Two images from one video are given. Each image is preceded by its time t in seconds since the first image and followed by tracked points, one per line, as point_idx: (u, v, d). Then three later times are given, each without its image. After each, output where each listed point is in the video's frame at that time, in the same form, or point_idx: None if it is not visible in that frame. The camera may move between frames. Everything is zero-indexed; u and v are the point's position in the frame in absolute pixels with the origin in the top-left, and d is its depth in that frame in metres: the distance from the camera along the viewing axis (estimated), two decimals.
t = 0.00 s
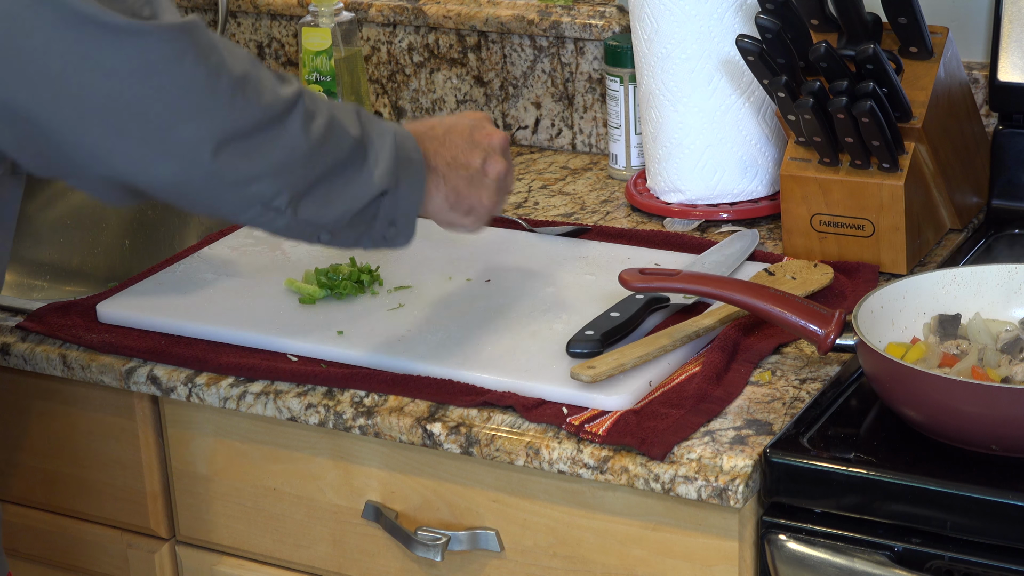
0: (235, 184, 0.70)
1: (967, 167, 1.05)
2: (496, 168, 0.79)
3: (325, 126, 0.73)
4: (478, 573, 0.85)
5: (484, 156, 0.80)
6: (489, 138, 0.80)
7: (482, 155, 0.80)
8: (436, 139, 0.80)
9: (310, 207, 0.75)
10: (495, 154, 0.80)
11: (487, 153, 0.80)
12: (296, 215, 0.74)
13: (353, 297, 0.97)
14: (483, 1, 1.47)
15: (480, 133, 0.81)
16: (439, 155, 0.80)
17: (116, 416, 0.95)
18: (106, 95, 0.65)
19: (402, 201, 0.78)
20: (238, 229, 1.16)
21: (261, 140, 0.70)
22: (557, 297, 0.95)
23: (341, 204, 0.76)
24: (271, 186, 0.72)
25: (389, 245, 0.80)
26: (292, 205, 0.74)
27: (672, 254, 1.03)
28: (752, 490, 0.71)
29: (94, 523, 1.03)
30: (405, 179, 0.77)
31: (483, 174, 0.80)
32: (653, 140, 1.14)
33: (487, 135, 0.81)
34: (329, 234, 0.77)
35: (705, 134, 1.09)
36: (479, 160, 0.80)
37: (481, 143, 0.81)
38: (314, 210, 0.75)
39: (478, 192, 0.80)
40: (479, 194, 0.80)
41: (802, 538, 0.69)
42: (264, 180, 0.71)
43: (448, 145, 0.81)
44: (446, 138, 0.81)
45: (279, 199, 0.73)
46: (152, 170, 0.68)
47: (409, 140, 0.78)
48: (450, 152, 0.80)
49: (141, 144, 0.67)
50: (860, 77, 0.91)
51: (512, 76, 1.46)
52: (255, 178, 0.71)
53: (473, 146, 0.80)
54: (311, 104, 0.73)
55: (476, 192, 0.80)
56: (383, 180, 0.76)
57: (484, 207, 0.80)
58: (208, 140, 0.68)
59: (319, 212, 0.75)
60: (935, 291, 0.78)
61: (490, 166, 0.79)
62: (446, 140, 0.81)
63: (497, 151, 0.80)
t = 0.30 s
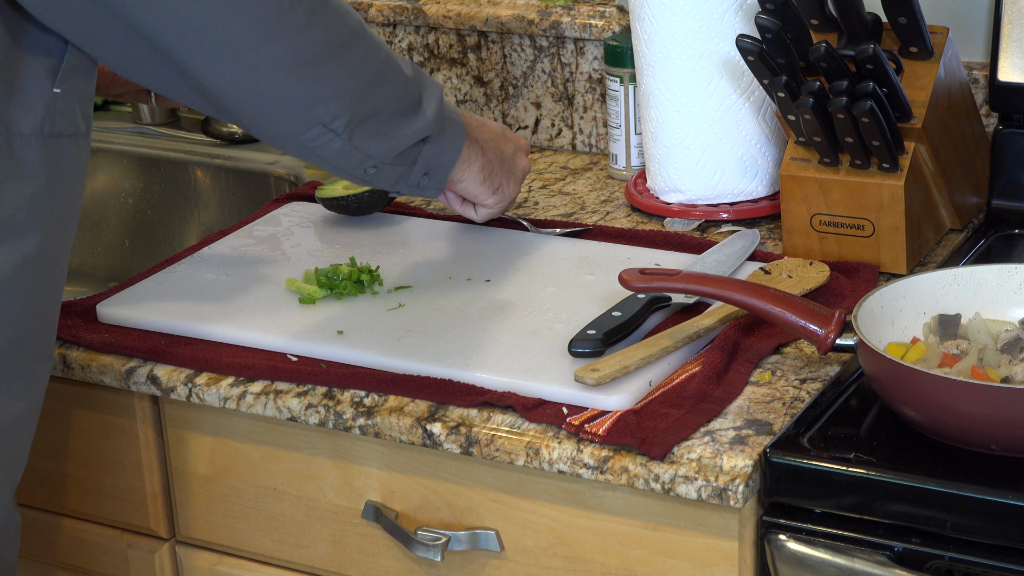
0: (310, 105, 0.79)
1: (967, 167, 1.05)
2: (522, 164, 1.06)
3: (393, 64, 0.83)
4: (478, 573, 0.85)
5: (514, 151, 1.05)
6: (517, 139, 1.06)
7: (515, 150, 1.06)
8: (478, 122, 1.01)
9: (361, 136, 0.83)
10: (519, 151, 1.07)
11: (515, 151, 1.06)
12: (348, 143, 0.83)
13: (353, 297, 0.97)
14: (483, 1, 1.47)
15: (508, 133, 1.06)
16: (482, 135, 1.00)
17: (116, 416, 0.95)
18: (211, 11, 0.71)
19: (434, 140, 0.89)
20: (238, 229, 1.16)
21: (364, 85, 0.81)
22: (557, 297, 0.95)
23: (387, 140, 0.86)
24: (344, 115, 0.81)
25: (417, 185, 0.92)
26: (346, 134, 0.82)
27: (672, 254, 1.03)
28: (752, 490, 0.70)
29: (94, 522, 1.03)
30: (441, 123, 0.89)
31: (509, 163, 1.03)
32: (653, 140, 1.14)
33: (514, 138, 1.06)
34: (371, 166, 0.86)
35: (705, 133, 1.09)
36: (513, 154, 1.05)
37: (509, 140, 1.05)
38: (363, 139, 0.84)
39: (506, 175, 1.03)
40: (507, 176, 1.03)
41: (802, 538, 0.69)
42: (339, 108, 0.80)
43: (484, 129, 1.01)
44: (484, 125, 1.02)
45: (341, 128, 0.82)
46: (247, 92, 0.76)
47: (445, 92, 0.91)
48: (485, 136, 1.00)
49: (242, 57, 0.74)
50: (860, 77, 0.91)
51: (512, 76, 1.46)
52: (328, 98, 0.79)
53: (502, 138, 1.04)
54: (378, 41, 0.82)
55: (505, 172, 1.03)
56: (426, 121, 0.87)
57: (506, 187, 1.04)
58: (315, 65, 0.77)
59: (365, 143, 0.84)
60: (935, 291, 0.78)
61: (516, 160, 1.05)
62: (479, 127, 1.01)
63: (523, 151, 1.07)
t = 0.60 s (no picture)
0: (292, 122, 0.77)
1: (967, 167, 1.05)
2: (513, 177, 0.97)
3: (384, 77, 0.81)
4: (478, 573, 0.85)
5: (508, 162, 0.96)
6: (519, 149, 0.97)
7: (511, 161, 0.96)
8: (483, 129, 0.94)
9: (343, 154, 0.82)
10: (517, 164, 0.97)
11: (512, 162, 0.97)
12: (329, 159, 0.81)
13: (353, 297, 0.97)
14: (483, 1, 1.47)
15: (511, 141, 0.97)
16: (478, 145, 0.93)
17: (116, 416, 0.95)
18: (183, 21, 0.70)
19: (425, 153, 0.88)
20: (238, 229, 1.16)
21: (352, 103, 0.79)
22: (557, 297, 0.95)
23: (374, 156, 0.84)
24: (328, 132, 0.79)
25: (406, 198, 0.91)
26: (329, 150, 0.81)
27: (672, 254, 1.03)
28: (752, 490, 0.71)
29: (94, 522, 1.03)
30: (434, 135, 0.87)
31: (501, 177, 0.97)
32: (653, 140, 1.14)
33: (516, 148, 0.97)
34: (356, 181, 0.85)
35: (705, 133, 1.09)
36: (506, 166, 0.96)
37: (511, 150, 0.97)
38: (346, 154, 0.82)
39: (495, 186, 0.97)
40: (497, 189, 0.98)
41: (802, 538, 0.69)
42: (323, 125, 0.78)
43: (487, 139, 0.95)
44: (488, 135, 0.95)
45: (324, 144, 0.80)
46: (229, 107, 0.75)
47: (442, 102, 0.89)
48: (483, 148, 0.94)
49: (219, 75, 0.72)
50: (860, 76, 0.91)
51: (512, 76, 1.46)
52: (310, 116, 0.77)
53: (502, 150, 0.96)
54: (370, 57, 0.80)
55: (495, 184, 0.97)
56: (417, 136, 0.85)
57: (492, 199, 0.98)
58: (302, 82, 0.75)
59: (348, 158, 0.83)
60: (935, 291, 0.78)
61: (508, 172, 0.96)
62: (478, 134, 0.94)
63: (519, 164, 0.97)
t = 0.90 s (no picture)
0: (178, 200, 0.72)
1: (967, 167, 1.05)
2: (479, 150, 0.83)
3: (287, 113, 0.73)
4: (478, 573, 0.85)
5: (468, 142, 0.81)
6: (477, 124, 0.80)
7: (471, 138, 0.81)
8: (425, 117, 0.79)
9: (252, 213, 0.76)
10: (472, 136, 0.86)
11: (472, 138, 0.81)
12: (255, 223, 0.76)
13: (353, 297, 0.97)
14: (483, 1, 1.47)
15: (467, 118, 0.80)
16: (419, 139, 0.80)
17: (116, 416, 0.95)
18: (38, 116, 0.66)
19: (357, 170, 0.76)
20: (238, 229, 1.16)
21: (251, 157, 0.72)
22: (556, 297, 0.95)
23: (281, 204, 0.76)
24: (239, 197, 0.74)
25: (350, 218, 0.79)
26: (251, 211, 0.75)
27: (673, 254, 1.03)
28: (752, 490, 0.70)
29: (94, 522, 1.03)
30: (363, 149, 0.76)
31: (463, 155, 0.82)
32: (653, 140, 1.14)
33: (475, 123, 0.80)
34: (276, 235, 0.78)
35: (705, 133, 1.09)
36: (463, 145, 0.82)
37: (468, 129, 0.81)
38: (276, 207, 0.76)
39: (462, 166, 0.84)
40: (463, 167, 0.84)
41: (802, 538, 0.69)
42: (233, 195, 0.73)
43: (430, 125, 0.80)
44: (429, 120, 0.79)
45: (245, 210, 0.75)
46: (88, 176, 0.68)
47: (365, 105, 0.76)
48: (427, 138, 0.80)
49: (77, 156, 0.68)
50: (860, 76, 0.91)
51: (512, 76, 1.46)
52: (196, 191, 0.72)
53: (450, 130, 0.80)
54: (238, 94, 0.71)
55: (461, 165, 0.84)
56: (341, 159, 0.75)
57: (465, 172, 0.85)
58: (181, 154, 0.70)
59: (270, 211, 0.76)
60: (935, 291, 0.78)
61: (473, 149, 0.82)
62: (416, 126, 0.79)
63: (483, 140, 0.82)
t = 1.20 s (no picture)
0: None
1: (967, 167, 1.05)
2: (230, 117, 0.87)
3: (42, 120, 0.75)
4: (478, 573, 0.85)
5: (218, 106, 0.85)
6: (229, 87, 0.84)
7: (221, 102, 0.85)
8: (166, 81, 0.82)
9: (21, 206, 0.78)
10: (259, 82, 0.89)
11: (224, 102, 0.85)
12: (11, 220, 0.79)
13: (353, 297, 0.97)
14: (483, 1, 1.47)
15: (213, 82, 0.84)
16: (166, 105, 0.83)
17: (116, 416, 0.95)
18: None
19: (94, 154, 0.80)
20: (238, 229, 1.16)
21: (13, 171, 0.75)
22: (556, 297, 0.95)
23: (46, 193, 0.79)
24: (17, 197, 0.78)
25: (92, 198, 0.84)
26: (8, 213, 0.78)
27: (673, 255, 1.03)
28: (752, 490, 0.70)
29: (94, 523, 1.03)
30: (94, 134, 0.79)
31: (216, 121, 0.86)
32: (653, 140, 1.14)
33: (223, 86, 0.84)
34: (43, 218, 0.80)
35: (705, 133, 1.09)
36: (213, 110, 0.85)
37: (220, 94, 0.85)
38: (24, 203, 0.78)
39: (217, 135, 0.88)
40: (217, 135, 0.88)
41: (802, 538, 0.69)
42: None
43: (175, 91, 0.83)
44: (175, 86, 0.83)
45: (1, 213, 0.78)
46: None
47: (120, 90, 0.80)
48: (173, 104, 0.83)
49: None
50: (860, 77, 0.91)
51: (512, 76, 1.46)
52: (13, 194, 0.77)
53: (199, 95, 0.84)
54: None
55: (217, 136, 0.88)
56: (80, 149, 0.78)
57: (220, 144, 0.89)
58: None
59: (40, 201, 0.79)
60: (935, 291, 0.78)
61: (223, 114, 0.86)
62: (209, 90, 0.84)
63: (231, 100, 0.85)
